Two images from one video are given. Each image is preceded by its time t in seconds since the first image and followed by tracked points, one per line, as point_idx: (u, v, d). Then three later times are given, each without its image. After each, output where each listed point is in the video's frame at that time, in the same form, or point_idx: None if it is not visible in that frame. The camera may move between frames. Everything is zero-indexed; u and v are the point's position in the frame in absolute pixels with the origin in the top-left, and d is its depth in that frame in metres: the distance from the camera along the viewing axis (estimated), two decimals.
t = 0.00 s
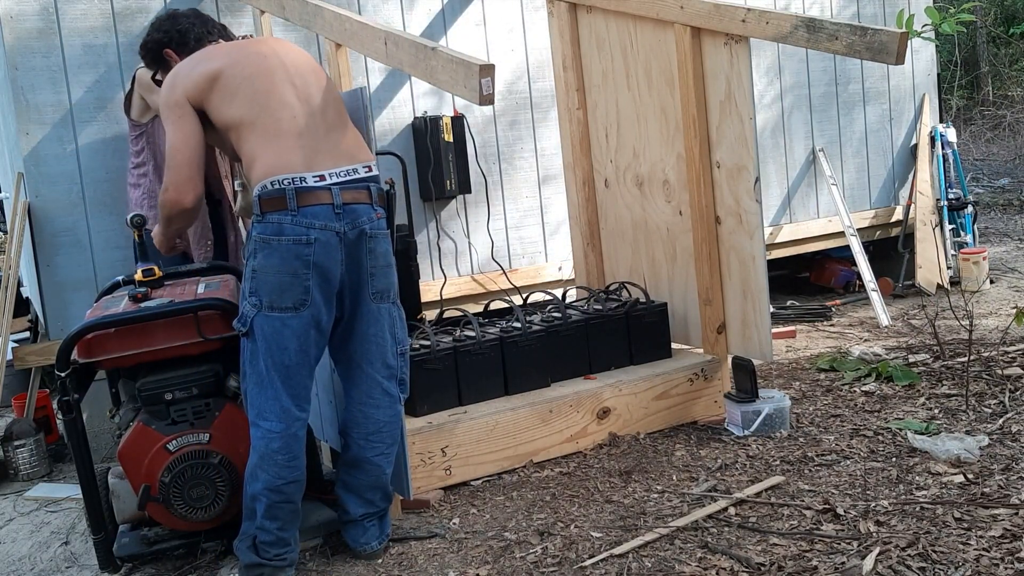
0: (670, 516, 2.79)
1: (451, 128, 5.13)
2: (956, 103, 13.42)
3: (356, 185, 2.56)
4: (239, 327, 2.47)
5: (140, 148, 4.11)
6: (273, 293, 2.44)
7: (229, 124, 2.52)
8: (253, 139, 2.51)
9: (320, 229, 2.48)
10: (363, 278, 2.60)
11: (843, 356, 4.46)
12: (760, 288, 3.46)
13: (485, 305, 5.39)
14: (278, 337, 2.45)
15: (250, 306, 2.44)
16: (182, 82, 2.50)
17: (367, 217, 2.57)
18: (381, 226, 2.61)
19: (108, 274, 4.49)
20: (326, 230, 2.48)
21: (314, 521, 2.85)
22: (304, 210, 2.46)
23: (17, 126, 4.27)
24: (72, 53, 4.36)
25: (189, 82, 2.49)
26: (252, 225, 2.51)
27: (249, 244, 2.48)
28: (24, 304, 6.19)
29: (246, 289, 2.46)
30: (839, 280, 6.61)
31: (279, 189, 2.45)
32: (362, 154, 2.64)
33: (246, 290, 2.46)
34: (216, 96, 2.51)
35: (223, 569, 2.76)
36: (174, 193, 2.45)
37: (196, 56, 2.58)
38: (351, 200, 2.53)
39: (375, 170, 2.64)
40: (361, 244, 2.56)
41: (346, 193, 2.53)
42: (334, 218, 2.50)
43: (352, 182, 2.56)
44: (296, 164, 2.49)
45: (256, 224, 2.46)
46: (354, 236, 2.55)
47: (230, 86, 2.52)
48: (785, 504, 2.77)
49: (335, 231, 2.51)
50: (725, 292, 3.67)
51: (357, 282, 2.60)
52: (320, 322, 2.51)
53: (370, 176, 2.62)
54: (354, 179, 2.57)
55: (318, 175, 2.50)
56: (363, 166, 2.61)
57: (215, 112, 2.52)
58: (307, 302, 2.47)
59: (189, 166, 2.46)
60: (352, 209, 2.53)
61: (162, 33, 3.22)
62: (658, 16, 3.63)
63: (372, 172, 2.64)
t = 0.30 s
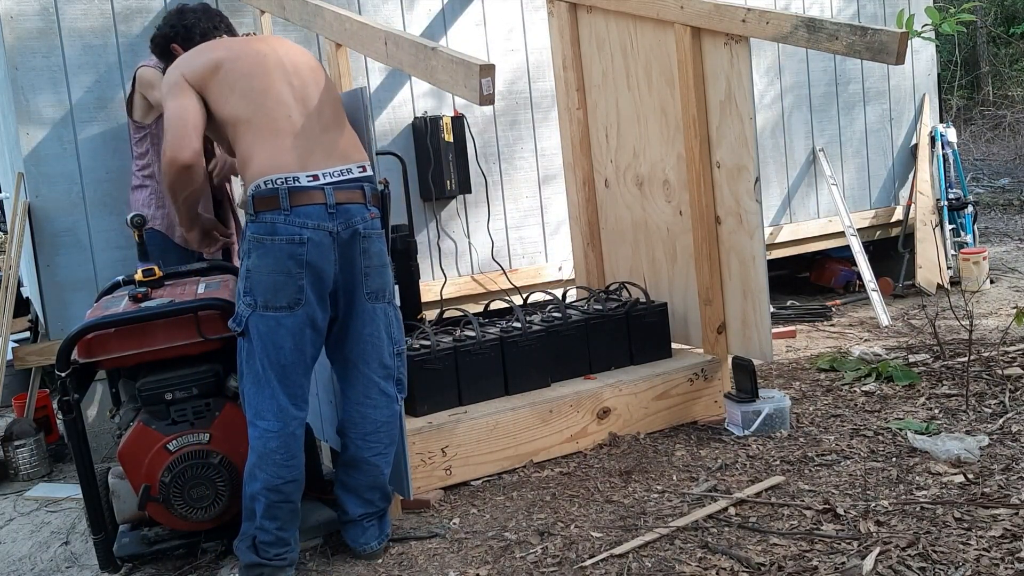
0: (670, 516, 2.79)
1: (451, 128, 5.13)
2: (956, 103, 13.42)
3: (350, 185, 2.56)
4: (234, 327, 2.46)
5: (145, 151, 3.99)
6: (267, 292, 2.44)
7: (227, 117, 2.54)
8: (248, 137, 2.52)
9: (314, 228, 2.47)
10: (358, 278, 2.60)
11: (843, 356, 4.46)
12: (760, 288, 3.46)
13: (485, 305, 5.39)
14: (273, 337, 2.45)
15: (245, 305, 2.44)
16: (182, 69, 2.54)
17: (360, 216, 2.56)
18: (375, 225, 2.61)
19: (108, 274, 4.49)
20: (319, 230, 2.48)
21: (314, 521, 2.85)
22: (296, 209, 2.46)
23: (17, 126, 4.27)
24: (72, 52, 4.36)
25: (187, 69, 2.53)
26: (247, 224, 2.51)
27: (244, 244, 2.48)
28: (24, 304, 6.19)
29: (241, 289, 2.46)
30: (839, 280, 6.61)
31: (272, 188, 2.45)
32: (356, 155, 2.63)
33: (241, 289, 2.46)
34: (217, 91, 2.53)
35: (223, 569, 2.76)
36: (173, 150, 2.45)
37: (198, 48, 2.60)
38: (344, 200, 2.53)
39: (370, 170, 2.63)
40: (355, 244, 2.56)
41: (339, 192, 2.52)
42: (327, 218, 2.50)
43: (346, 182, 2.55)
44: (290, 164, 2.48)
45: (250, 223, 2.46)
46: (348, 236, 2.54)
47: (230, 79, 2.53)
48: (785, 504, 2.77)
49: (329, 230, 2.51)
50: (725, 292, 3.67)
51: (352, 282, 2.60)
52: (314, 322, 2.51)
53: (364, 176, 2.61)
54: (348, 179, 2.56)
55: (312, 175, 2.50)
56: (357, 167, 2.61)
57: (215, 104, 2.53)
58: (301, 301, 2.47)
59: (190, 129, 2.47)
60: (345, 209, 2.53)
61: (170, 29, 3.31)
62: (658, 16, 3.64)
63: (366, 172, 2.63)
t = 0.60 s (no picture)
0: (670, 516, 2.79)
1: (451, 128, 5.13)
2: (956, 103, 13.42)
3: (348, 185, 2.56)
4: (232, 326, 2.46)
5: (146, 156, 3.99)
6: (266, 291, 2.43)
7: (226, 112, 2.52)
8: (246, 134, 2.51)
9: (313, 228, 2.48)
10: (355, 278, 2.61)
11: (843, 356, 4.46)
12: (760, 287, 3.46)
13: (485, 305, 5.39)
14: (272, 336, 2.44)
15: (243, 305, 2.44)
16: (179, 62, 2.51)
17: (358, 216, 2.57)
18: (371, 225, 2.62)
19: (108, 274, 4.49)
20: (318, 229, 2.49)
21: (314, 521, 2.85)
22: (296, 209, 2.46)
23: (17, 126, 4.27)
24: (73, 52, 4.36)
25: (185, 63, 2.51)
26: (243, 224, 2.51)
27: (240, 243, 2.47)
28: (24, 304, 6.19)
29: (238, 288, 2.45)
30: (839, 280, 6.61)
31: (271, 187, 2.44)
32: (353, 155, 2.64)
33: (237, 289, 2.45)
34: (215, 87, 2.52)
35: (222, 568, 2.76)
36: (168, 149, 2.41)
37: (195, 41, 2.57)
38: (343, 199, 2.54)
39: (367, 170, 2.64)
40: (353, 243, 2.57)
41: (337, 192, 2.53)
42: (326, 217, 2.50)
43: (344, 182, 2.55)
44: (289, 163, 2.48)
45: (247, 222, 2.45)
46: (346, 235, 2.55)
47: (228, 76, 2.52)
48: (785, 504, 2.77)
49: (327, 230, 2.51)
50: (725, 292, 3.67)
51: (350, 282, 2.60)
52: (313, 322, 2.51)
53: (362, 176, 2.62)
54: (346, 178, 2.57)
55: (311, 174, 2.50)
56: (355, 166, 2.61)
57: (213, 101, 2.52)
58: (300, 301, 2.47)
59: (183, 123, 2.42)
60: (344, 209, 2.54)
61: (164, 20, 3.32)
62: (658, 16, 3.64)
63: (363, 172, 2.64)
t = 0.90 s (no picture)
0: (670, 516, 2.79)
1: (451, 128, 5.13)
2: (956, 103, 13.43)
3: (348, 185, 2.57)
4: (231, 328, 2.46)
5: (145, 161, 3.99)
6: (266, 293, 2.43)
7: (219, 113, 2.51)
8: (245, 134, 2.50)
9: (314, 229, 2.48)
10: (355, 279, 2.61)
11: (843, 356, 4.46)
12: (760, 287, 3.46)
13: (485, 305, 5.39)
14: (272, 337, 2.44)
15: (242, 306, 2.43)
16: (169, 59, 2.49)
17: (358, 217, 2.58)
18: (371, 226, 2.63)
19: (108, 274, 4.49)
20: (320, 230, 2.49)
21: (314, 521, 2.84)
22: (297, 210, 2.46)
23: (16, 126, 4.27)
24: (72, 52, 4.36)
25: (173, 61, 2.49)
26: (242, 224, 2.50)
27: (239, 244, 2.47)
28: (24, 304, 6.19)
29: (237, 290, 2.45)
30: (839, 280, 6.61)
31: (272, 188, 2.44)
32: (352, 155, 2.64)
33: (237, 290, 2.45)
34: (213, 86, 2.49)
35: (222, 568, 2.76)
36: (132, 154, 2.44)
37: (190, 38, 2.54)
38: (343, 199, 2.54)
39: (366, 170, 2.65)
40: (353, 244, 2.57)
41: (338, 192, 2.53)
42: (327, 218, 2.50)
43: (344, 182, 2.56)
44: (290, 164, 2.48)
45: (246, 223, 2.45)
46: (346, 236, 2.55)
47: (223, 75, 2.50)
48: (785, 504, 2.77)
49: (328, 231, 2.51)
50: (725, 292, 3.67)
51: (350, 283, 2.61)
52: (313, 323, 2.51)
53: (361, 176, 2.63)
54: (346, 179, 2.57)
55: (312, 175, 2.50)
56: (354, 167, 2.61)
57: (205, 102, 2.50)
58: (301, 302, 2.47)
59: (156, 127, 2.44)
60: (344, 209, 2.55)
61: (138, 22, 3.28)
62: (658, 16, 3.64)
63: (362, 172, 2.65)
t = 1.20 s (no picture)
0: (670, 516, 2.79)
1: (451, 128, 5.12)
2: (956, 102, 13.44)
3: (341, 186, 2.57)
4: (226, 328, 2.45)
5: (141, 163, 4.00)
6: (261, 293, 2.42)
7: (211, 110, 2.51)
8: (239, 131, 2.49)
9: (307, 229, 2.47)
10: (350, 280, 2.61)
11: (843, 356, 4.46)
12: (760, 287, 3.46)
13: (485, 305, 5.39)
14: (267, 338, 2.43)
15: (236, 307, 2.42)
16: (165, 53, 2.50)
17: (352, 218, 2.58)
18: (365, 227, 2.63)
19: (108, 274, 4.49)
20: (313, 230, 2.49)
21: (314, 521, 2.85)
22: (290, 210, 2.46)
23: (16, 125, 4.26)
24: (72, 52, 4.36)
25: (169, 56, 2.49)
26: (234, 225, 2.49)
27: (232, 245, 2.45)
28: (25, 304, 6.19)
29: (231, 291, 2.43)
30: (839, 280, 6.61)
31: (265, 187, 2.44)
32: (345, 155, 2.65)
33: (231, 291, 2.43)
34: (208, 83, 2.50)
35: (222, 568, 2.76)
36: (116, 146, 2.46)
37: (187, 35, 2.55)
38: (337, 200, 2.54)
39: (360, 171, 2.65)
40: (347, 245, 2.58)
41: (331, 193, 2.53)
42: (320, 219, 2.50)
43: (338, 183, 2.57)
44: (286, 164, 2.48)
45: (239, 223, 2.44)
46: (340, 237, 2.55)
47: (217, 72, 2.50)
48: (785, 504, 2.77)
49: (322, 231, 2.51)
50: (725, 293, 3.67)
51: (344, 284, 2.61)
52: (308, 324, 2.51)
53: (355, 177, 2.63)
54: (340, 180, 2.58)
55: (306, 175, 2.50)
56: (348, 167, 2.62)
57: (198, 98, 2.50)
58: (295, 302, 2.46)
59: (142, 121, 2.46)
60: (338, 210, 2.55)
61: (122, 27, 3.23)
62: (657, 16, 3.64)
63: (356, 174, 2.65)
